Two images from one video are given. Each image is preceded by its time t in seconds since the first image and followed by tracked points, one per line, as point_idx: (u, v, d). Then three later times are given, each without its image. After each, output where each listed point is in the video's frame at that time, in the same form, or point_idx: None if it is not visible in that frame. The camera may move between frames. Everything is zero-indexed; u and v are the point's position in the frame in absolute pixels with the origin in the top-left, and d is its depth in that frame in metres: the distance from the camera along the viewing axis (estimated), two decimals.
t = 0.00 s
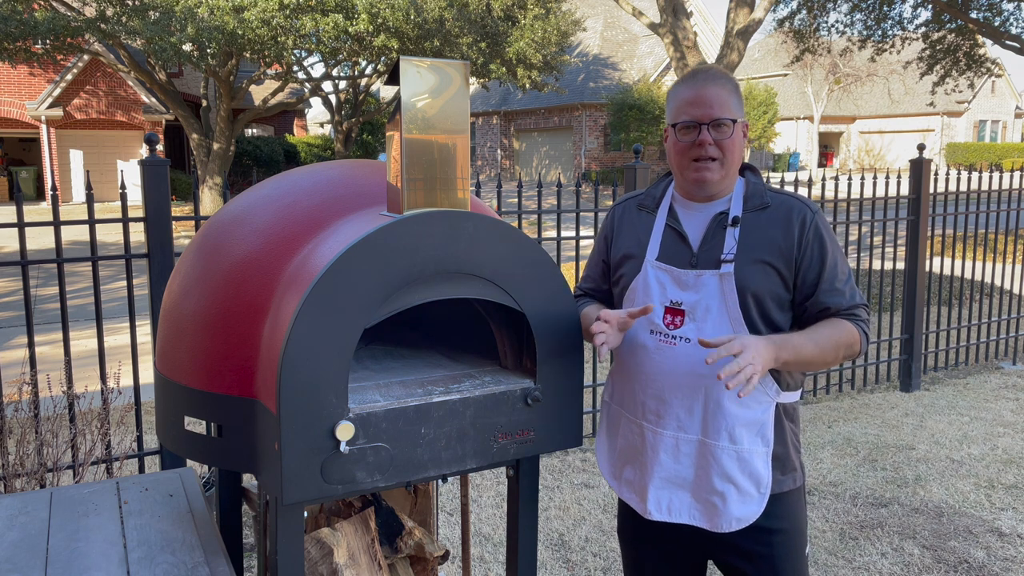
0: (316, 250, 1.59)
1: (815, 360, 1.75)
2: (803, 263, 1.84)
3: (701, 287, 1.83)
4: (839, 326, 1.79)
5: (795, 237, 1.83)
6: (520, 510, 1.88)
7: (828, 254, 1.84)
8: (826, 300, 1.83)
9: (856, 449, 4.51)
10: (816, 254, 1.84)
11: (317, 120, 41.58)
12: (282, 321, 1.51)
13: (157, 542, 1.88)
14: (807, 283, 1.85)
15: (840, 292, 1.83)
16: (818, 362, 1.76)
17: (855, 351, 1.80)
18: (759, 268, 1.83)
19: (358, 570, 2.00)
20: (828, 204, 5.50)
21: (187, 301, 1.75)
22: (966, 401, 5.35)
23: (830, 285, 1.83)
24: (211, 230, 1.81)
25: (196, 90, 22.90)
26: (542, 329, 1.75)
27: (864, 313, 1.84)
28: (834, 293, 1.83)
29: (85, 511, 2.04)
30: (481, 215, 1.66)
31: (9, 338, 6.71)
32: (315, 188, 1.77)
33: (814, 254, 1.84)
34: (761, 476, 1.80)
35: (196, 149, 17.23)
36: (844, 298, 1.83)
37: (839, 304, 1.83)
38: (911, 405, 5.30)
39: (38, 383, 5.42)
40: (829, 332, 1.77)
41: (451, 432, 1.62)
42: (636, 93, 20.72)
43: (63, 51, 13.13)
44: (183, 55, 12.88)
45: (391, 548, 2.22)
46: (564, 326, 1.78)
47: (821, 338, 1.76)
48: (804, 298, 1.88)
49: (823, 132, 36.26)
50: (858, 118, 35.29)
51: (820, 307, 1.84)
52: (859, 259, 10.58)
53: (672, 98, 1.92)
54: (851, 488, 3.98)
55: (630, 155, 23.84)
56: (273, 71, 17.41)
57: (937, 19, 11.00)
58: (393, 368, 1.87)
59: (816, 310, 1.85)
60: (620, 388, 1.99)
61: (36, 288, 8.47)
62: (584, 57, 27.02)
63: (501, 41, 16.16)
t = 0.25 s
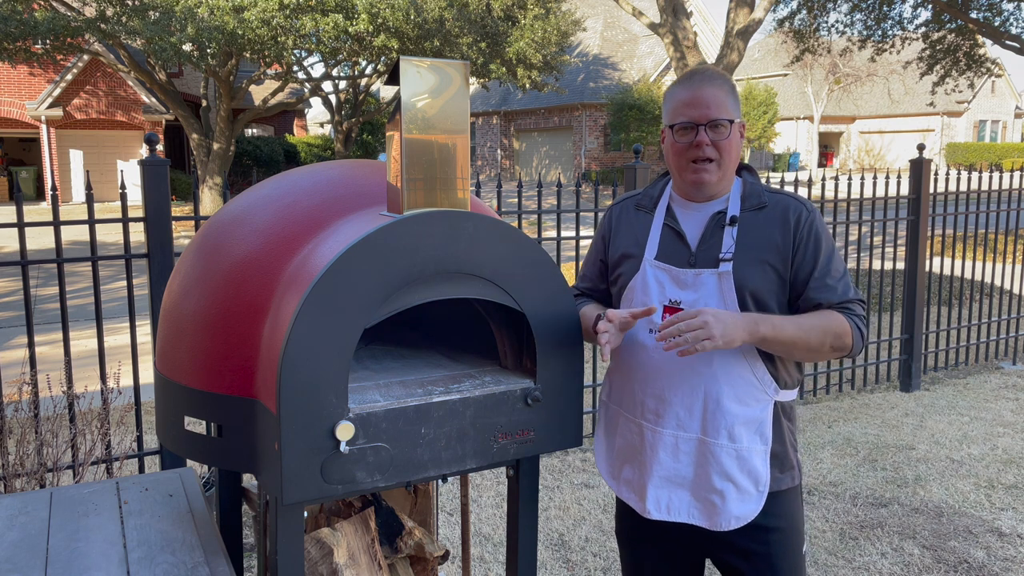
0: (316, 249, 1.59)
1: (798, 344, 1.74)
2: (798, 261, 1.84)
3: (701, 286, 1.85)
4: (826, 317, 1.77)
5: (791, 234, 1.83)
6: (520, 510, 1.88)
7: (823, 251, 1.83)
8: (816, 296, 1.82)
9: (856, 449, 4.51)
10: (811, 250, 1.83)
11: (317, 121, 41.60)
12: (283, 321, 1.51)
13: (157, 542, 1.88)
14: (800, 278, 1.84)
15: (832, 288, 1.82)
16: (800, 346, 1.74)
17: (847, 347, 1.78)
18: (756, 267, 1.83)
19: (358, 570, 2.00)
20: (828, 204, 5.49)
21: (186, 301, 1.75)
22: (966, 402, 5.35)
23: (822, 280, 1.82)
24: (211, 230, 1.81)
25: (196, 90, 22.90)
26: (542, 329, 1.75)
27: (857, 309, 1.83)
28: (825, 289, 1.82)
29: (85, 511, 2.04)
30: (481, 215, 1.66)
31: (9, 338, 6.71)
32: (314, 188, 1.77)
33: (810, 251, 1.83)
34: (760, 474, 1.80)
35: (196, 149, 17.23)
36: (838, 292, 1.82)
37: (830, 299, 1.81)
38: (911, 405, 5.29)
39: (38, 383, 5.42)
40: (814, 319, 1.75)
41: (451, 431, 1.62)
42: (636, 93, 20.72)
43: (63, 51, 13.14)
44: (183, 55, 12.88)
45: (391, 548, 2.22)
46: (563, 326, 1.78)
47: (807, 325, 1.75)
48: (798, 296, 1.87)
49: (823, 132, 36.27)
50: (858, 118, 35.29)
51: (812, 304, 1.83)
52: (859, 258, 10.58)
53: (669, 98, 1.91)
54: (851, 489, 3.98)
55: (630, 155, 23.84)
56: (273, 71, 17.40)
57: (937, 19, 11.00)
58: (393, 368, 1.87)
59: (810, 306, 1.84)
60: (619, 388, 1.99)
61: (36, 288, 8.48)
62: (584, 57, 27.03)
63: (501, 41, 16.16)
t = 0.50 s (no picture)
0: (316, 250, 1.59)
1: (797, 317, 1.73)
2: (795, 256, 1.84)
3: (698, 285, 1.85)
4: (822, 297, 1.78)
5: (787, 231, 1.84)
6: (521, 510, 1.88)
7: (820, 247, 1.83)
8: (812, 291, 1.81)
9: (855, 449, 4.52)
10: (807, 246, 1.84)
11: (317, 120, 41.61)
12: (282, 322, 1.51)
13: (157, 542, 1.88)
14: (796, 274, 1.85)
15: (827, 281, 1.81)
16: (798, 321, 1.74)
17: (849, 332, 1.78)
18: (753, 266, 1.84)
19: (358, 570, 2.00)
20: (828, 204, 5.48)
21: (186, 301, 1.75)
22: (966, 401, 5.35)
23: (818, 274, 1.82)
24: (211, 231, 1.81)
25: (196, 90, 22.90)
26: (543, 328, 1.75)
27: (861, 295, 1.82)
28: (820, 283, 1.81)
29: (85, 511, 2.04)
30: (481, 215, 1.66)
31: (9, 338, 6.71)
32: (314, 188, 1.77)
33: (807, 245, 1.83)
34: (759, 472, 1.80)
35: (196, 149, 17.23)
36: (833, 284, 1.80)
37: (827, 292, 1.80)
38: (911, 405, 5.30)
39: (38, 383, 5.42)
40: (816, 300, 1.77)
41: (451, 431, 1.62)
42: (636, 93, 20.73)
43: (63, 51, 13.14)
44: (183, 55, 12.88)
45: (391, 548, 2.22)
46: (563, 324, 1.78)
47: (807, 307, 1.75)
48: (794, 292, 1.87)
49: (823, 132, 36.28)
50: (858, 118, 35.29)
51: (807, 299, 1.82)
52: (859, 258, 10.59)
53: (662, 104, 1.90)
54: (851, 488, 3.98)
55: (630, 155, 23.84)
56: (273, 71, 17.39)
57: (937, 19, 11.00)
58: (392, 368, 1.87)
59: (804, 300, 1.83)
60: (618, 387, 1.99)
61: (37, 288, 8.48)
62: (584, 57, 27.03)
63: (501, 41, 16.16)
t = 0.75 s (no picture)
0: (316, 250, 1.59)
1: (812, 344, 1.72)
2: (794, 257, 1.84)
3: (696, 285, 1.83)
4: (829, 314, 1.77)
5: (786, 232, 1.83)
6: (521, 510, 1.88)
7: (820, 247, 1.83)
8: (815, 292, 1.82)
9: (856, 449, 4.52)
10: (807, 247, 1.83)
11: (317, 120, 41.61)
12: (282, 321, 1.51)
13: (157, 542, 1.88)
14: (796, 276, 1.85)
15: (829, 283, 1.81)
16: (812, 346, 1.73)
17: (850, 344, 1.78)
18: (751, 266, 1.84)
19: (358, 570, 2.00)
20: (828, 204, 5.48)
21: (187, 300, 1.75)
22: (966, 401, 5.35)
23: (818, 276, 1.81)
24: (211, 230, 1.81)
25: (196, 90, 22.90)
26: (543, 329, 1.75)
27: (855, 304, 1.83)
28: (823, 285, 1.81)
29: (85, 511, 2.04)
30: (482, 216, 1.66)
31: (9, 338, 6.71)
32: (315, 188, 1.77)
33: (805, 247, 1.83)
34: (758, 473, 1.80)
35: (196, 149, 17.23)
36: (835, 287, 1.81)
37: (830, 295, 1.81)
38: (911, 405, 5.30)
39: (38, 383, 5.42)
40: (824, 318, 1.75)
41: (451, 431, 1.62)
42: (636, 93, 20.73)
43: (63, 51, 13.13)
44: (183, 55, 12.88)
45: (391, 548, 2.22)
46: (564, 324, 1.78)
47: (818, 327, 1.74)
48: (794, 293, 1.87)
49: (823, 132, 36.29)
50: (858, 118, 35.30)
51: (811, 301, 1.83)
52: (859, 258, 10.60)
53: (655, 106, 1.91)
54: (851, 489, 3.98)
55: (630, 155, 23.83)
56: (273, 71, 17.39)
57: (937, 19, 11.00)
58: (393, 369, 1.87)
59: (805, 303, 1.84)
60: (618, 387, 1.99)
61: (36, 288, 8.48)
62: (584, 57, 27.03)
63: (501, 41, 16.16)
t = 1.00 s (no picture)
0: (316, 250, 1.59)
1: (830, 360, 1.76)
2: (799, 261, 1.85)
3: (697, 287, 1.83)
4: (842, 324, 1.81)
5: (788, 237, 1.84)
6: (520, 510, 1.88)
7: (825, 253, 1.86)
8: (827, 297, 1.85)
9: (856, 449, 4.52)
10: (812, 252, 1.85)
11: (317, 120, 41.64)
12: (283, 321, 1.50)
13: (157, 542, 1.88)
14: (804, 281, 1.86)
15: (840, 288, 1.86)
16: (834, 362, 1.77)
17: (861, 346, 1.84)
18: (753, 267, 1.83)
19: (358, 570, 2.00)
20: (828, 204, 5.48)
21: (186, 301, 1.75)
22: (966, 401, 5.35)
23: (830, 282, 1.85)
24: (211, 230, 1.81)
25: (196, 90, 22.90)
26: (543, 330, 1.75)
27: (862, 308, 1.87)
28: (835, 289, 1.85)
29: (85, 511, 2.04)
30: (483, 216, 1.66)
31: (9, 338, 6.71)
32: (315, 188, 1.77)
33: (810, 254, 1.85)
34: (757, 475, 1.80)
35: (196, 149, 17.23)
36: (845, 293, 1.86)
37: (840, 301, 1.85)
38: (911, 405, 5.30)
39: (38, 383, 5.42)
40: (837, 332, 1.80)
41: (451, 431, 1.62)
42: (636, 93, 20.73)
43: (63, 51, 13.14)
44: (183, 55, 12.89)
45: (391, 549, 2.22)
46: (564, 326, 1.79)
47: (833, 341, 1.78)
48: (800, 296, 1.89)
49: (823, 132, 36.29)
50: (858, 118, 35.29)
51: (824, 305, 1.86)
52: (859, 259, 10.61)
53: (654, 106, 1.91)
54: (851, 488, 3.98)
55: (630, 155, 23.83)
56: (273, 71, 17.39)
57: (937, 19, 11.01)
58: (392, 368, 1.87)
59: (817, 307, 1.87)
60: (616, 390, 1.99)
61: (36, 288, 8.48)
62: (584, 57, 27.04)
63: (501, 41, 16.15)
